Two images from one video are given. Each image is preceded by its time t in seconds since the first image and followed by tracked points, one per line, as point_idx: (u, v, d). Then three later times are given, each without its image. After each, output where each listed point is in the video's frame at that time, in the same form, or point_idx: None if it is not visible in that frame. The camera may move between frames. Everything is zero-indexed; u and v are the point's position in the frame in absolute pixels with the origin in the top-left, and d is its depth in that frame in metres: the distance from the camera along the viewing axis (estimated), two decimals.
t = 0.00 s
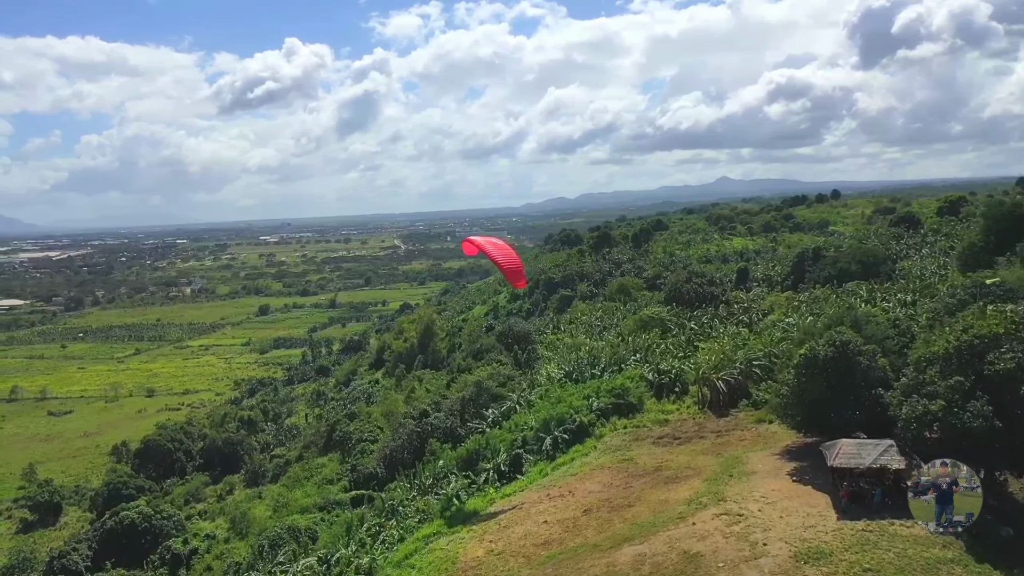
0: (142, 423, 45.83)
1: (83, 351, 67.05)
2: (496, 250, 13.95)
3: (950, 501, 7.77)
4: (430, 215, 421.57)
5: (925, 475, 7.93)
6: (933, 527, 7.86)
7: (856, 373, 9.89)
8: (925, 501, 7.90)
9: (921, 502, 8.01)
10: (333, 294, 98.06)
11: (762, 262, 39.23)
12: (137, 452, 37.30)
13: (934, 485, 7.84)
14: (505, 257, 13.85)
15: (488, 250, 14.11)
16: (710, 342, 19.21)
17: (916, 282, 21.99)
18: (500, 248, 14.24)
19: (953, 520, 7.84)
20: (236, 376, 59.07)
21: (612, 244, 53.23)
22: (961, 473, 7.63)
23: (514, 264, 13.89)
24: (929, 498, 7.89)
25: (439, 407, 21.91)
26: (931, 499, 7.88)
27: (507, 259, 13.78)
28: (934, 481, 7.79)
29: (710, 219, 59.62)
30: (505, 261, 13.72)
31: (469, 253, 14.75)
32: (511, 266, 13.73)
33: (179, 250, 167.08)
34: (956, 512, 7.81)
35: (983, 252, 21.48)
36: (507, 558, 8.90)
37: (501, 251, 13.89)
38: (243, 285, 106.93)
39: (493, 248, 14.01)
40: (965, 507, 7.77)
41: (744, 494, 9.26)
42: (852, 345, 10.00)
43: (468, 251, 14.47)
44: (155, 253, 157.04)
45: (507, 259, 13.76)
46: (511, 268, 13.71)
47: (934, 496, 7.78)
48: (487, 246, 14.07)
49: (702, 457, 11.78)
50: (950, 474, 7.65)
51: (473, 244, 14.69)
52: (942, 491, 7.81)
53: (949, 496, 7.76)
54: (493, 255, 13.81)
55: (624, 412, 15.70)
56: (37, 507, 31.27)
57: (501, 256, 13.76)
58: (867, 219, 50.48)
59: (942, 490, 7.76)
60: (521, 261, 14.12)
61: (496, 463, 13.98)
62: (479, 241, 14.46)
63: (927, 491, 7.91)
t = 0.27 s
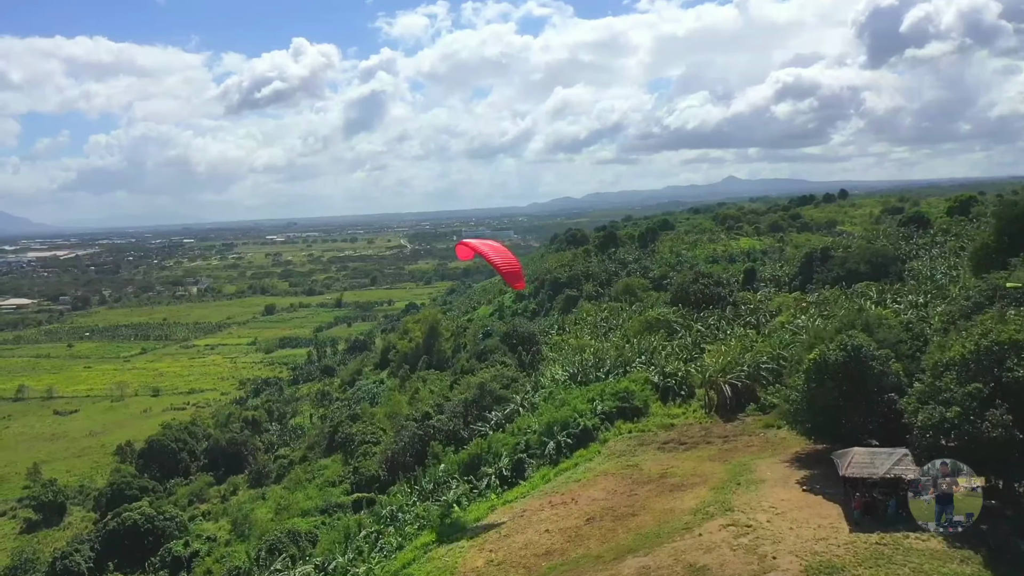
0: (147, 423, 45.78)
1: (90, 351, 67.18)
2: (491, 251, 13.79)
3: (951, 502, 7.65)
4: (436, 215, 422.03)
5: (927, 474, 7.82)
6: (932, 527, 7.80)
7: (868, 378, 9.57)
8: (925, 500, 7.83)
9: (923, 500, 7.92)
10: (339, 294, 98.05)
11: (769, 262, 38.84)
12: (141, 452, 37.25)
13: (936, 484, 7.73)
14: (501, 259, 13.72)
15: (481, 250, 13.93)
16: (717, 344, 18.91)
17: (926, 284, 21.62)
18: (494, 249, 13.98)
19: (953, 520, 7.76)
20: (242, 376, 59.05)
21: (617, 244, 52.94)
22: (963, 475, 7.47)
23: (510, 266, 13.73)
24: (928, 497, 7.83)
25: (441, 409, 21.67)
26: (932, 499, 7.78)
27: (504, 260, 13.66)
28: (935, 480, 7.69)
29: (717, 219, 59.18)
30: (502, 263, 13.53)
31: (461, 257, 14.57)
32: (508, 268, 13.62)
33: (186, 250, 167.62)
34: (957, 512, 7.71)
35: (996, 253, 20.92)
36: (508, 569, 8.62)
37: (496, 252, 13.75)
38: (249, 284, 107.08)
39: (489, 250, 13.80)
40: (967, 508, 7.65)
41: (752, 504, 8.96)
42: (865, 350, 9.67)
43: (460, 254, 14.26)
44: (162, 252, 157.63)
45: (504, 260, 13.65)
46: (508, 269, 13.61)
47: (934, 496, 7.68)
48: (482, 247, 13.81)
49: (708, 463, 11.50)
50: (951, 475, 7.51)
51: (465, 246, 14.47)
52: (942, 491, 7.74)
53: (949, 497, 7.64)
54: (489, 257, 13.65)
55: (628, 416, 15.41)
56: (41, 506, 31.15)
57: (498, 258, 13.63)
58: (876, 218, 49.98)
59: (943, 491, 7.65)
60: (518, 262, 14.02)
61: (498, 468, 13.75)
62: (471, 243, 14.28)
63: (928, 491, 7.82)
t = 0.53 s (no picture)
0: (153, 421, 45.69)
1: (97, 349, 67.30)
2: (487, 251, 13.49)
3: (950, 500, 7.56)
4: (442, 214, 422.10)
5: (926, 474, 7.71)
6: (933, 526, 7.69)
7: (881, 383, 9.26)
8: (925, 501, 7.71)
9: (923, 501, 7.80)
10: (345, 292, 98.06)
11: (777, 262, 38.45)
12: (146, 450, 37.20)
13: (935, 484, 7.61)
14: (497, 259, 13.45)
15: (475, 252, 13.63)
16: (724, 345, 18.60)
17: (938, 285, 21.22)
18: (489, 250, 13.62)
19: (954, 520, 7.65)
20: (248, 374, 59.03)
21: (624, 243, 52.60)
22: (961, 475, 7.32)
23: (507, 267, 13.43)
24: (929, 498, 7.68)
25: (444, 410, 21.43)
26: (932, 500, 7.66)
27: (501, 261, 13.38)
28: (934, 480, 7.57)
29: (724, 218, 58.70)
30: (499, 264, 13.20)
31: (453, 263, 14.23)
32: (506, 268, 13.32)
33: (194, 247, 167.98)
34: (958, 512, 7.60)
35: (1009, 255, 20.22)
36: None
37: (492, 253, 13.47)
38: (256, 283, 107.21)
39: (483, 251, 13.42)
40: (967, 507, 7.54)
41: (760, 513, 8.71)
42: (876, 354, 9.37)
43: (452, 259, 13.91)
44: (170, 251, 157.94)
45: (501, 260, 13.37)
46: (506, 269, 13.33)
47: (934, 496, 7.56)
48: (477, 248, 13.42)
49: (714, 469, 11.25)
50: (950, 475, 7.37)
51: (457, 248, 14.09)
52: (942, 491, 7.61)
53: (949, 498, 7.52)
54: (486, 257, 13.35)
55: (633, 420, 15.15)
56: (46, 505, 31.02)
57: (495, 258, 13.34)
58: (885, 218, 49.48)
59: (943, 490, 7.52)
60: (514, 264, 13.74)
61: (500, 472, 13.52)
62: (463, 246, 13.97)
63: (928, 491, 7.70)
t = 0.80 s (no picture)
0: (162, 419, 45.80)
1: (108, 346, 67.70)
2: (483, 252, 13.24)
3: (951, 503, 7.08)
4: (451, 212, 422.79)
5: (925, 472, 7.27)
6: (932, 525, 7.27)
7: (896, 389, 8.94)
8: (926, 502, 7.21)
9: (921, 500, 7.33)
10: (355, 291, 98.27)
11: (787, 262, 38.05)
12: (153, 448, 37.26)
13: (934, 484, 7.16)
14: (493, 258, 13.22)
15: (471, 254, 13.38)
16: (733, 347, 18.30)
17: (952, 287, 20.84)
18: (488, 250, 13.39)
19: (953, 520, 7.23)
20: (256, 372, 59.18)
21: (633, 242, 52.29)
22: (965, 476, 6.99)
23: (508, 267, 13.14)
24: (930, 498, 7.14)
25: (449, 411, 21.26)
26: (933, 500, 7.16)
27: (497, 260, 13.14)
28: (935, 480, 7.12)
29: (734, 218, 58.26)
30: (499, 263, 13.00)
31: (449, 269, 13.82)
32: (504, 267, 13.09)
33: (204, 245, 168.85)
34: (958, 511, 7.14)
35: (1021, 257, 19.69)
36: None
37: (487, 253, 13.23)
38: (266, 281, 107.62)
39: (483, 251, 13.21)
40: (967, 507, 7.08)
41: (768, 523, 8.46)
42: (890, 358, 9.06)
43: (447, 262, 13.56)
44: (181, 248, 158.84)
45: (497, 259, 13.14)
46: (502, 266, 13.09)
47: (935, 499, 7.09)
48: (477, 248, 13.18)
49: (722, 475, 11.01)
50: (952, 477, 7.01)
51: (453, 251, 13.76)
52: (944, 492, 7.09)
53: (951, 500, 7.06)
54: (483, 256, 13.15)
55: (640, 423, 14.91)
56: (54, 502, 31.10)
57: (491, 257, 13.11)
58: (897, 218, 48.95)
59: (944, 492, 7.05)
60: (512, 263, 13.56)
61: (504, 475, 13.34)
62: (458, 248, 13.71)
63: (927, 490, 7.21)
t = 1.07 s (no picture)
0: (176, 417, 46.09)
1: (124, 345, 68.34)
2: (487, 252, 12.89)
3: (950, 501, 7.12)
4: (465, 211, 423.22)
5: (923, 474, 7.38)
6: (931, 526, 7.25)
7: (912, 395, 8.66)
8: (924, 501, 7.26)
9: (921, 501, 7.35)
10: (368, 290, 98.55)
11: (803, 262, 37.55)
12: (167, 447, 37.52)
13: (934, 484, 7.23)
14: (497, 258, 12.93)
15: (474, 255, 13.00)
16: (746, 349, 18.00)
17: (971, 287, 20.41)
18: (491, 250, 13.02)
19: (954, 521, 7.21)
20: (270, 371, 59.46)
21: (647, 242, 51.92)
22: (963, 476, 7.11)
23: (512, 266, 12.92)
24: (928, 497, 7.20)
25: (458, 412, 21.13)
26: (931, 499, 7.20)
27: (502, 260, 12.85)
28: (933, 479, 7.24)
29: (749, 217, 57.66)
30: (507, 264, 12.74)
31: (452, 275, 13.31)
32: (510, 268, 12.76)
33: (220, 245, 170.22)
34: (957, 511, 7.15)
35: None
36: None
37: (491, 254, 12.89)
38: (280, 280, 108.21)
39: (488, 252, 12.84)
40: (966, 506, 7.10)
41: (780, 532, 8.24)
42: (907, 363, 8.77)
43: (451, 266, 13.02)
44: (197, 247, 160.21)
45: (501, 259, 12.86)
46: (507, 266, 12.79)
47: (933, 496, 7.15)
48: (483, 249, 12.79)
49: (733, 481, 10.77)
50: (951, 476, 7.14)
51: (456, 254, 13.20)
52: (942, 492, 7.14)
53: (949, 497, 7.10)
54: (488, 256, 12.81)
55: (650, 426, 14.69)
56: (69, 500, 31.39)
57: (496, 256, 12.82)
58: (915, 217, 48.22)
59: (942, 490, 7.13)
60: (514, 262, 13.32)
61: (512, 479, 13.17)
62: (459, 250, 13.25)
63: (926, 491, 7.27)
